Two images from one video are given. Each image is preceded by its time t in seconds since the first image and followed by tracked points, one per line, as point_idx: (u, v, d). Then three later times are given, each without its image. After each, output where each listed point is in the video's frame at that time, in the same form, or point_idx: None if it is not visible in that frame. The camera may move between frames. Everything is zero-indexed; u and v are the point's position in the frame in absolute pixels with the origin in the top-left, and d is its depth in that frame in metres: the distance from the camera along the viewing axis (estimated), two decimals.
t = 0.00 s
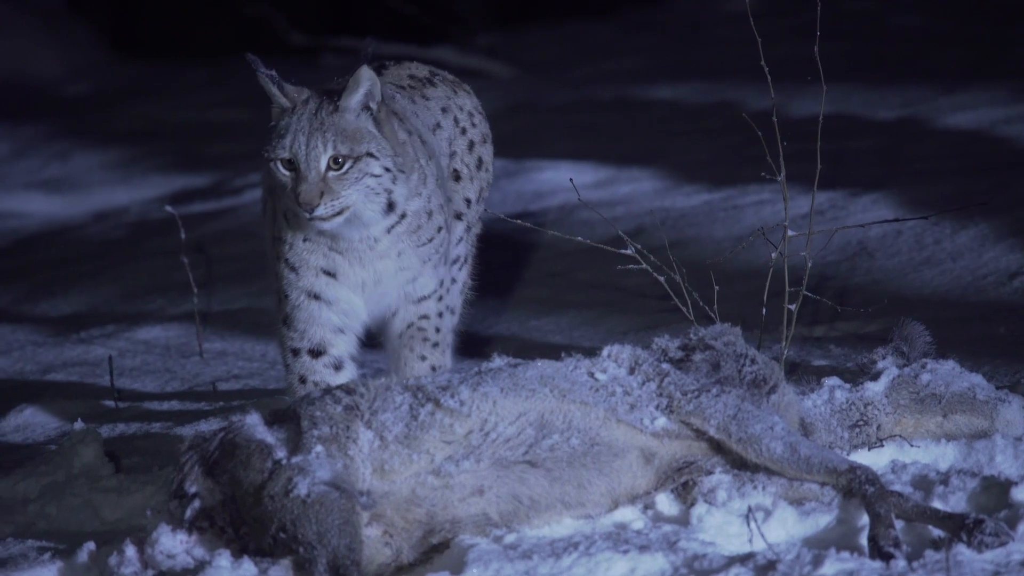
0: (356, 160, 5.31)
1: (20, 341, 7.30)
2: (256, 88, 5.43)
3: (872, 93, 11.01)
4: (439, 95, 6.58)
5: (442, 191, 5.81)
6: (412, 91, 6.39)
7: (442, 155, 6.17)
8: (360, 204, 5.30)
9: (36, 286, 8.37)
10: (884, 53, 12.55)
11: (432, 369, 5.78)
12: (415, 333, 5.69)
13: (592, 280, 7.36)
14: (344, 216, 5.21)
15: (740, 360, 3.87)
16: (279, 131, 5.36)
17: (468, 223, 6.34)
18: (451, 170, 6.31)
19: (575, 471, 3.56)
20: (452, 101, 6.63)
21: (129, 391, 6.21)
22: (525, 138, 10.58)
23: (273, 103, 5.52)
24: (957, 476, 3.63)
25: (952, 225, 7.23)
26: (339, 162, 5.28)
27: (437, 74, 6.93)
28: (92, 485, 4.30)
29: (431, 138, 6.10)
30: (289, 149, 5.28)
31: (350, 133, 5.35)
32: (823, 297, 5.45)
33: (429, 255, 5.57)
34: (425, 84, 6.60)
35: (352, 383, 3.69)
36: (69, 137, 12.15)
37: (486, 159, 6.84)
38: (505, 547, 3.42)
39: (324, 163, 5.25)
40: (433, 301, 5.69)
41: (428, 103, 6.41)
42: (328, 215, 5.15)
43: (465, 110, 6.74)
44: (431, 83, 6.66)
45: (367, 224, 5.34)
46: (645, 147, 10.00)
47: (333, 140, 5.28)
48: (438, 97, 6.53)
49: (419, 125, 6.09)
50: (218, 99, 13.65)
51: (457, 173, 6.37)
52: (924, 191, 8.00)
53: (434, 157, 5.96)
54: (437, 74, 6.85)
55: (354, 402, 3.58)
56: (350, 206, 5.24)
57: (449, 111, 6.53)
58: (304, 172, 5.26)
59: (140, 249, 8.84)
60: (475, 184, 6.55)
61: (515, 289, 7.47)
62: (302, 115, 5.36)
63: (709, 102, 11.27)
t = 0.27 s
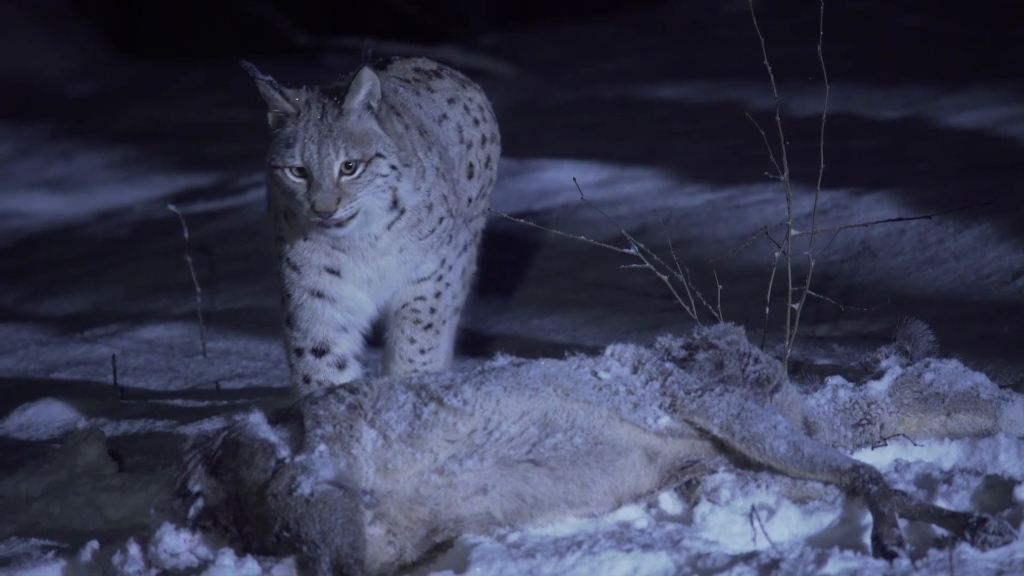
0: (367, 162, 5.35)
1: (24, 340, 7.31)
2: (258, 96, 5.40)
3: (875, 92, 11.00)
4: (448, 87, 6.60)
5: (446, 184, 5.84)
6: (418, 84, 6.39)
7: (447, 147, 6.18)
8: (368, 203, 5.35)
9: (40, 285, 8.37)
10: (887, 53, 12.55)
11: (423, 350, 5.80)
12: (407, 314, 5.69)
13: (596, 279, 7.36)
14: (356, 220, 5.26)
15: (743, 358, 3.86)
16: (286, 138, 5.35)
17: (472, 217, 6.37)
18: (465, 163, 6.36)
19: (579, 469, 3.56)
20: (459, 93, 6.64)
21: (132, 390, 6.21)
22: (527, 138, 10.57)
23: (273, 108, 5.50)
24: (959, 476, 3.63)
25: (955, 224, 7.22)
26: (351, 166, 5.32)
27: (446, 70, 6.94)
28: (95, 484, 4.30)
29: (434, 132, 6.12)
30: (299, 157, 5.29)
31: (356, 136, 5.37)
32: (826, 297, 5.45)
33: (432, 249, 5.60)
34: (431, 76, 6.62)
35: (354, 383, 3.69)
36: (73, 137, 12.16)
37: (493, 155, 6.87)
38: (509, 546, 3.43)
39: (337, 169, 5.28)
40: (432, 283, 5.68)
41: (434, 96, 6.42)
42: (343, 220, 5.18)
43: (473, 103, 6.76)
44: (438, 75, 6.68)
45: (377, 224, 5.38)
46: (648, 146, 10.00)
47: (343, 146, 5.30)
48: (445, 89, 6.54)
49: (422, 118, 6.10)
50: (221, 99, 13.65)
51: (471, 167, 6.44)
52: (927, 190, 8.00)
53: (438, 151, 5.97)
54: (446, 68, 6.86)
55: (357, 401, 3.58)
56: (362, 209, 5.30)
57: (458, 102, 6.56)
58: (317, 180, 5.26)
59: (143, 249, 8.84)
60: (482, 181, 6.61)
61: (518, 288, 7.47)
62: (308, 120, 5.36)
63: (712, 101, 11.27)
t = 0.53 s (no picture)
0: (395, 134, 5.38)
1: (35, 337, 7.32)
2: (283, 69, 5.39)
3: (886, 89, 10.97)
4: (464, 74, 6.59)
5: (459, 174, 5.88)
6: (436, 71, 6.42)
7: (463, 134, 6.21)
8: (393, 178, 5.36)
9: (50, 282, 8.39)
10: (897, 49, 12.51)
11: (424, 352, 5.78)
12: (409, 317, 5.69)
13: (605, 276, 7.36)
14: (384, 191, 5.27)
15: (754, 355, 3.86)
16: (312, 111, 5.34)
17: (488, 207, 6.37)
18: (481, 152, 6.40)
19: (590, 466, 3.56)
20: (479, 82, 6.65)
21: (143, 387, 6.22)
22: (537, 135, 10.57)
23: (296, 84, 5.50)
24: (971, 473, 3.62)
25: (966, 222, 7.20)
26: (379, 137, 5.33)
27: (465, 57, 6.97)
28: (106, 481, 4.31)
29: (450, 119, 6.15)
30: (327, 128, 5.26)
31: (383, 107, 5.41)
32: (837, 294, 5.44)
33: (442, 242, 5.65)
34: (448, 64, 6.63)
35: (365, 379, 3.69)
36: (83, 134, 12.18)
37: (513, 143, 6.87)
38: (519, 542, 3.41)
39: (367, 138, 5.29)
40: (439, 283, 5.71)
41: (452, 82, 6.44)
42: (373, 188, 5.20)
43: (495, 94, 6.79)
44: (457, 63, 6.68)
45: (398, 203, 5.39)
46: (658, 143, 9.98)
47: (372, 115, 5.33)
48: (463, 76, 6.55)
49: (439, 104, 6.13)
50: (231, 96, 13.65)
51: (488, 155, 6.47)
52: (937, 187, 7.97)
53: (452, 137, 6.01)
54: (464, 55, 6.87)
55: (368, 398, 3.58)
56: (387, 180, 5.31)
57: (476, 89, 6.56)
58: (346, 151, 5.24)
59: (153, 246, 8.85)
60: (503, 169, 6.65)
61: (527, 284, 7.46)
62: (336, 91, 5.39)
63: (722, 98, 11.25)
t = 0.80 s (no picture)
0: (405, 123, 5.40)
1: (45, 337, 7.33)
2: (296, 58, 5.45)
3: (895, 89, 10.95)
4: (475, 65, 6.60)
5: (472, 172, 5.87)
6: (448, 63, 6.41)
7: (475, 128, 6.21)
8: (406, 170, 5.37)
9: (60, 282, 8.40)
10: (907, 49, 12.48)
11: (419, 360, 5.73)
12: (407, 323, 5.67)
13: (614, 277, 7.37)
14: (391, 182, 5.26)
15: (763, 355, 3.84)
16: (325, 99, 5.39)
17: (500, 199, 6.37)
18: (492, 142, 6.43)
19: (598, 467, 3.56)
20: (489, 71, 6.66)
21: (153, 387, 6.23)
22: (545, 135, 10.56)
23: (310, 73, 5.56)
24: (980, 474, 3.61)
25: (975, 222, 7.18)
26: (389, 125, 5.36)
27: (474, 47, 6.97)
28: (115, 481, 4.32)
29: (462, 114, 6.14)
30: (338, 116, 5.31)
31: (396, 96, 5.44)
32: (847, 294, 5.43)
33: (454, 243, 5.65)
34: (461, 55, 6.64)
35: (374, 379, 3.69)
36: (92, 133, 12.19)
37: (527, 133, 6.87)
38: (528, 543, 3.42)
39: (376, 126, 5.32)
40: (441, 292, 5.70)
41: (464, 74, 6.45)
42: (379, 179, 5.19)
43: (508, 83, 6.79)
44: (467, 53, 6.69)
45: (410, 197, 5.38)
46: (666, 143, 9.98)
47: (383, 103, 5.37)
48: (474, 67, 6.56)
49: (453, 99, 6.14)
50: (240, 97, 13.67)
51: (499, 146, 6.49)
52: (947, 187, 7.96)
53: (465, 130, 6.02)
54: (474, 45, 6.87)
55: (376, 399, 3.58)
56: (397, 171, 5.32)
57: (487, 81, 6.57)
58: (356, 138, 5.28)
59: (162, 246, 8.86)
60: (515, 157, 6.64)
61: (536, 284, 7.47)
62: (348, 80, 5.43)
63: (731, 98, 11.24)
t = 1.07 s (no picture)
0: (385, 130, 5.36)
1: (54, 337, 7.35)
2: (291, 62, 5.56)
3: (904, 89, 10.94)
4: (489, 62, 6.62)
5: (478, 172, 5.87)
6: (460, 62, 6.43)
7: (484, 127, 6.20)
8: (392, 176, 5.34)
9: (68, 283, 8.42)
10: (915, 49, 12.46)
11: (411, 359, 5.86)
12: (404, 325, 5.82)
13: (623, 277, 7.37)
14: (372, 188, 5.24)
15: (771, 356, 3.85)
16: (312, 106, 5.44)
17: (512, 196, 6.37)
18: (504, 138, 6.44)
19: (607, 467, 3.55)
20: (503, 68, 6.68)
21: (161, 387, 6.24)
22: (553, 136, 10.56)
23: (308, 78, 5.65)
24: (989, 474, 3.60)
25: (984, 222, 7.17)
26: (368, 133, 5.33)
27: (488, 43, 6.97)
28: (123, 482, 4.34)
29: (471, 113, 6.13)
30: (321, 123, 5.36)
31: (379, 103, 5.41)
32: (855, 294, 5.43)
33: (460, 245, 5.67)
34: (474, 51, 6.65)
35: (382, 379, 3.71)
36: (100, 133, 12.22)
37: (539, 131, 6.89)
38: (537, 543, 3.41)
39: (353, 134, 5.32)
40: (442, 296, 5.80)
41: (478, 70, 6.49)
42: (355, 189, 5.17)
43: (517, 80, 6.79)
44: (481, 50, 6.71)
45: (403, 201, 5.37)
46: (674, 144, 9.98)
47: (361, 111, 5.33)
48: (487, 64, 6.58)
49: (463, 97, 6.17)
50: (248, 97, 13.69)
51: (511, 142, 6.49)
52: (955, 188, 7.95)
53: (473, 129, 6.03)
54: (488, 42, 6.89)
55: (385, 399, 3.60)
56: (382, 177, 5.29)
57: (501, 79, 6.59)
58: (334, 146, 5.32)
59: (171, 246, 8.87)
60: (529, 153, 6.65)
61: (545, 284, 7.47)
62: (334, 87, 5.45)
63: (739, 99, 11.24)
